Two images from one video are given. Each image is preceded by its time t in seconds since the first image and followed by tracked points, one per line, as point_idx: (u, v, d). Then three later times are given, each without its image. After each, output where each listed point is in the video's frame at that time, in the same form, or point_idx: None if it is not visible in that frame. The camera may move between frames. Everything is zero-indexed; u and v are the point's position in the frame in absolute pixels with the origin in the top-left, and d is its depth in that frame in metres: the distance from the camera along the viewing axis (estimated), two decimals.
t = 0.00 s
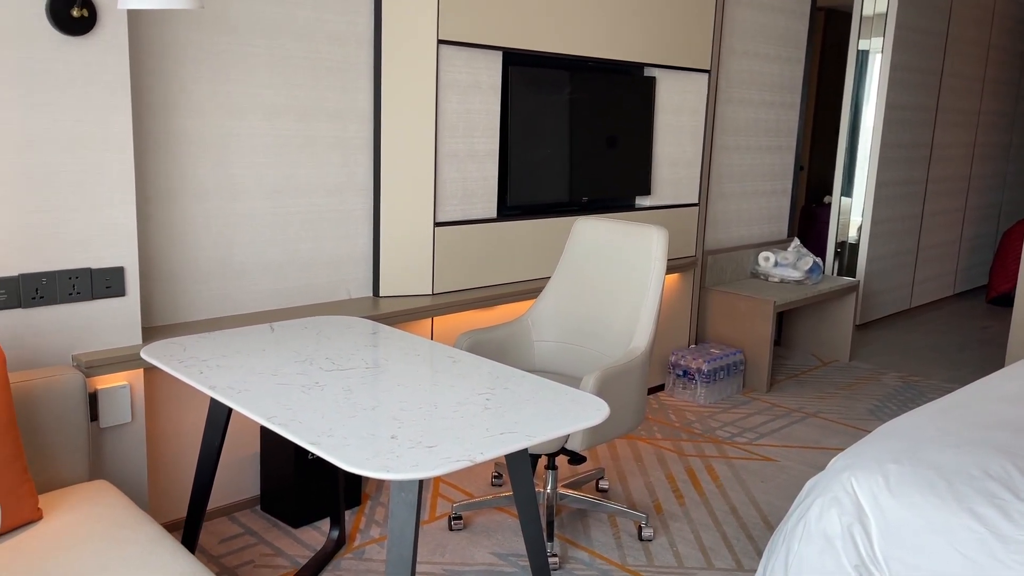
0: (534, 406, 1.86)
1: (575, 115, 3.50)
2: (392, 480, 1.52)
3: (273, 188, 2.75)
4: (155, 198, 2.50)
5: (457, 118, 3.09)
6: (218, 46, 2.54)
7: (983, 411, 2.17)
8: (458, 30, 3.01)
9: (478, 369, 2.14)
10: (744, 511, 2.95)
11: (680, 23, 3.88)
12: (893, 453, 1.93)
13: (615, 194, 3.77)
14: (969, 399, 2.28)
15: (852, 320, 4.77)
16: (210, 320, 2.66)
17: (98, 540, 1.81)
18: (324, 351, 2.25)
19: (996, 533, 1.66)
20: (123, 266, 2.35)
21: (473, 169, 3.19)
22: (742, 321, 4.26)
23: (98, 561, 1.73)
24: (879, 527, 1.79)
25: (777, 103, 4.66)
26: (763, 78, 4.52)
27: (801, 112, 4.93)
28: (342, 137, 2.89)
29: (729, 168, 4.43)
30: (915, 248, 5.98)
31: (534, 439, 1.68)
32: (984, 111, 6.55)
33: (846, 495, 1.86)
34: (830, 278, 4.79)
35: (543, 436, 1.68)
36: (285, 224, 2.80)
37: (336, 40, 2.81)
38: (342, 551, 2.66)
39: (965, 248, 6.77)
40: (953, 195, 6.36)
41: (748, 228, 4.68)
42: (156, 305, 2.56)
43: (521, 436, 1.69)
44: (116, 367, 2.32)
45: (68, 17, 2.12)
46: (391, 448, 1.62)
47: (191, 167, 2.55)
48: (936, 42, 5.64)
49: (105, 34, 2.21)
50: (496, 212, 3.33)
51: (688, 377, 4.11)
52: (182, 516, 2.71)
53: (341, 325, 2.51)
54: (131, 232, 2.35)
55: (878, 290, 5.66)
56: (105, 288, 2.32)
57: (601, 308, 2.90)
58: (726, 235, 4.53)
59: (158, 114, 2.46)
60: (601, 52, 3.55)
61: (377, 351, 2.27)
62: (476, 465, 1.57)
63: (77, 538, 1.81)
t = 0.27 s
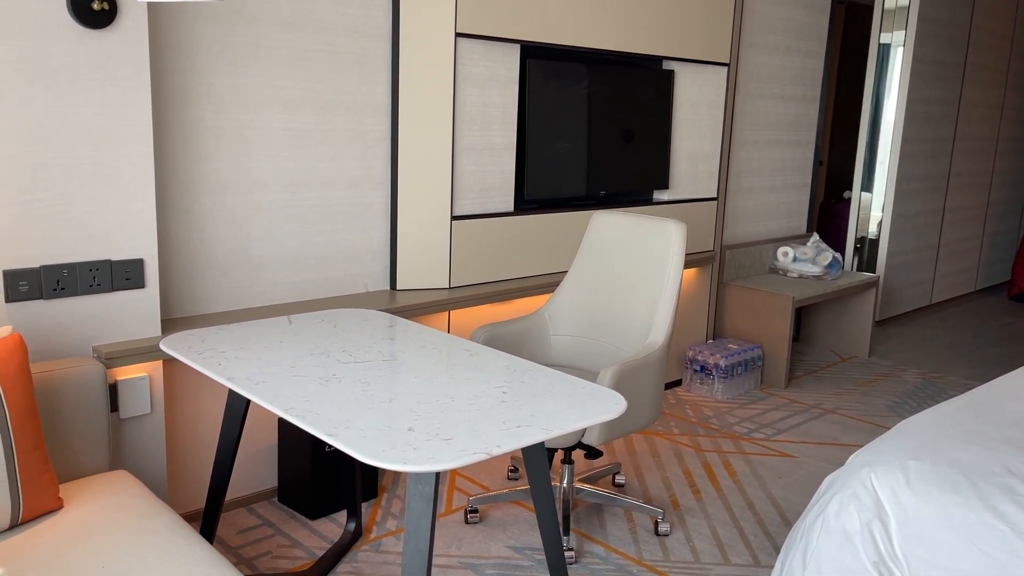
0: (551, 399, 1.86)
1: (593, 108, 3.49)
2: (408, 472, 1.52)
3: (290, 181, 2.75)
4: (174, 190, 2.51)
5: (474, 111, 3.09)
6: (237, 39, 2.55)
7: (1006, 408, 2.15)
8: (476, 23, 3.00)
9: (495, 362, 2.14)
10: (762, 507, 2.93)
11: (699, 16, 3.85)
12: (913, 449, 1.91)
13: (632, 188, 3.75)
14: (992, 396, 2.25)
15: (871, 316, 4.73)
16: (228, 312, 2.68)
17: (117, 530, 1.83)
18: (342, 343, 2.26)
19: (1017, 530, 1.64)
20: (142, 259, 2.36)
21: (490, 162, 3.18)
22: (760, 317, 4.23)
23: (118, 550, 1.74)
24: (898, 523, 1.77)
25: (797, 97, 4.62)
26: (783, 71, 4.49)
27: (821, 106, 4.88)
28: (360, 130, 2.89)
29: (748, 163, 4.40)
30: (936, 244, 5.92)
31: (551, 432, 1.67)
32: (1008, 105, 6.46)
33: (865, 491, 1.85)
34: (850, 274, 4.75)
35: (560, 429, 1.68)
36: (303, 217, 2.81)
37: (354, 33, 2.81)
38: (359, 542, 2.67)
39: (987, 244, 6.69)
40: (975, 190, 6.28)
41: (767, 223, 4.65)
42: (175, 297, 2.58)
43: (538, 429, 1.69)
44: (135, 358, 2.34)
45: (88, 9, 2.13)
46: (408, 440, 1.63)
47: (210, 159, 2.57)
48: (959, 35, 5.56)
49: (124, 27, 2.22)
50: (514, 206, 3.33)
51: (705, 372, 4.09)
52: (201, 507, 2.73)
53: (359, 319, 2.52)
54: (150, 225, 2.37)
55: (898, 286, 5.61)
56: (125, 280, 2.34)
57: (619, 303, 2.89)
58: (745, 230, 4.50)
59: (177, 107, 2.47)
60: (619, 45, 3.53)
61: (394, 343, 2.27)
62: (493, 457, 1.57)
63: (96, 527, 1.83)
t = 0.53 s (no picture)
0: (568, 393, 1.85)
1: (611, 101, 3.47)
2: (425, 463, 1.52)
3: (309, 174, 2.76)
4: (193, 183, 2.53)
5: (492, 104, 3.08)
6: (256, 32, 2.56)
7: None
8: (494, 16, 2.99)
9: (511, 355, 2.14)
10: (779, 503, 2.91)
11: (718, 8, 3.82)
12: (934, 445, 1.89)
13: (650, 182, 3.74)
14: (1015, 392, 2.22)
15: (891, 311, 4.68)
16: (247, 304, 2.69)
17: (136, 518, 1.85)
18: (359, 335, 2.26)
19: None
20: (161, 251, 2.38)
21: (508, 155, 3.18)
22: (778, 312, 4.20)
23: (138, 537, 1.77)
24: (917, 519, 1.75)
25: (817, 91, 4.58)
26: (803, 65, 4.45)
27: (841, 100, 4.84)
28: (378, 123, 2.90)
29: (767, 157, 4.36)
30: (957, 240, 5.85)
31: (568, 425, 1.67)
32: None
33: (884, 487, 1.83)
34: (870, 269, 4.71)
35: (577, 423, 1.67)
36: (321, 210, 2.82)
37: (372, 26, 2.81)
38: (375, 534, 2.68)
39: (1009, 240, 6.61)
40: (997, 185, 6.21)
41: (786, 218, 4.61)
42: (195, 289, 2.60)
43: (555, 422, 1.69)
44: (155, 349, 2.36)
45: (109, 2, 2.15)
46: (424, 432, 1.63)
47: (229, 151, 2.58)
48: (982, 27, 5.49)
49: (145, 20, 2.23)
50: (531, 199, 3.32)
51: (722, 368, 4.07)
52: (219, 497, 2.75)
53: (376, 311, 2.52)
54: (169, 217, 2.38)
55: (918, 282, 5.55)
56: (145, 272, 2.35)
57: (636, 297, 2.88)
58: (763, 224, 4.47)
59: (197, 100, 2.49)
60: (637, 38, 3.51)
61: (411, 336, 2.28)
62: (509, 450, 1.57)
63: (115, 516, 1.85)
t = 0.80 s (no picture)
0: (585, 386, 1.85)
1: (629, 95, 3.46)
2: (444, 456, 1.52)
3: (327, 167, 2.77)
4: (213, 176, 2.54)
5: (510, 98, 3.08)
6: (275, 26, 2.57)
7: None
8: (513, 9, 2.99)
9: (528, 349, 2.14)
10: (797, 498, 2.90)
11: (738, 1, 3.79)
12: (955, 441, 1.87)
13: (668, 176, 3.72)
14: None
15: (912, 307, 4.64)
16: (265, 297, 2.71)
17: (157, 507, 1.87)
18: (377, 328, 2.27)
19: None
20: (182, 243, 2.39)
21: (526, 149, 3.17)
22: (797, 307, 4.17)
23: (159, 527, 1.78)
24: (938, 516, 1.74)
25: (838, 84, 4.54)
26: (824, 58, 4.41)
27: (862, 94, 4.79)
28: (396, 117, 2.90)
29: (786, 151, 4.33)
30: (979, 235, 5.79)
31: (586, 419, 1.67)
32: None
33: (903, 483, 1.82)
34: (890, 264, 4.67)
35: (594, 416, 1.67)
36: (339, 202, 2.83)
37: (391, 19, 2.81)
38: (392, 526, 2.69)
39: None
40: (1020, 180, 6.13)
41: (805, 213, 4.57)
42: (214, 281, 2.62)
43: (573, 416, 1.68)
44: (175, 340, 2.37)
45: None
46: (442, 424, 1.63)
47: (248, 143, 2.59)
48: (1006, 20, 5.42)
49: (166, 13, 2.25)
50: (548, 193, 3.31)
51: (740, 363, 4.05)
52: (238, 488, 2.77)
53: (393, 304, 2.53)
54: (190, 209, 2.40)
55: (939, 278, 5.50)
56: (165, 264, 2.37)
57: (654, 291, 2.87)
58: (782, 219, 4.44)
59: (217, 93, 2.50)
60: (656, 31, 3.49)
61: (428, 329, 2.28)
62: (527, 443, 1.57)
63: (135, 505, 1.87)
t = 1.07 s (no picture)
0: (603, 380, 1.84)
1: (648, 88, 3.44)
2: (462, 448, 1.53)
3: (347, 160, 2.78)
4: (233, 168, 2.56)
5: (529, 91, 3.07)
6: (296, 19, 2.58)
7: None
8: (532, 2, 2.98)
9: (546, 342, 2.14)
10: (816, 494, 2.88)
11: None
12: (977, 438, 1.85)
13: (687, 170, 3.70)
14: None
15: (933, 303, 4.60)
16: (285, 289, 2.72)
17: (178, 497, 1.89)
18: (395, 320, 2.28)
19: None
20: (202, 235, 2.41)
21: (544, 142, 3.17)
22: (816, 302, 4.14)
23: (180, 516, 1.80)
24: (959, 514, 1.73)
25: (859, 77, 4.50)
26: (845, 51, 4.37)
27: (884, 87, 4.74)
28: (415, 110, 2.91)
29: (807, 145, 4.30)
30: (1002, 230, 5.72)
31: (604, 412, 1.66)
32: None
33: (924, 480, 1.80)
34: (911, 259, 4.62)
35: (613, 410, 1.67)
36: (358, 195, 2.84)
37: (410, 12, 2.82)
38: (409, 518, 2.70)
39: None
40: None
41: (825, 207, 4.54)
42: (235, 272, 2.63)
43: (590, 409, 1.68)
44: (195, 332, 2.40)
45: None
46: (460, 416, 1.63)
47: (268, 136, 2.61)
48: None
49: (187, 6, 2.26)
50: (567, 186, 3.31)
51: (759, 358, 4.03)
52: (258, 478, 2.79)
53: (412, 297, 2.53)
54: (211, 201, 2.42)
55: (961, 273, 5.44)
56: (186, 255, 2.39)
57: (672, 285, 2.86)
58: (802, 213, 4.41)
59: (238, 86, 2.51)
60: (676, 24, 3.47)
61: (446, 322, 2.29)
62: (545, 436, 1.57)
63: (157, 494, 1.89)
